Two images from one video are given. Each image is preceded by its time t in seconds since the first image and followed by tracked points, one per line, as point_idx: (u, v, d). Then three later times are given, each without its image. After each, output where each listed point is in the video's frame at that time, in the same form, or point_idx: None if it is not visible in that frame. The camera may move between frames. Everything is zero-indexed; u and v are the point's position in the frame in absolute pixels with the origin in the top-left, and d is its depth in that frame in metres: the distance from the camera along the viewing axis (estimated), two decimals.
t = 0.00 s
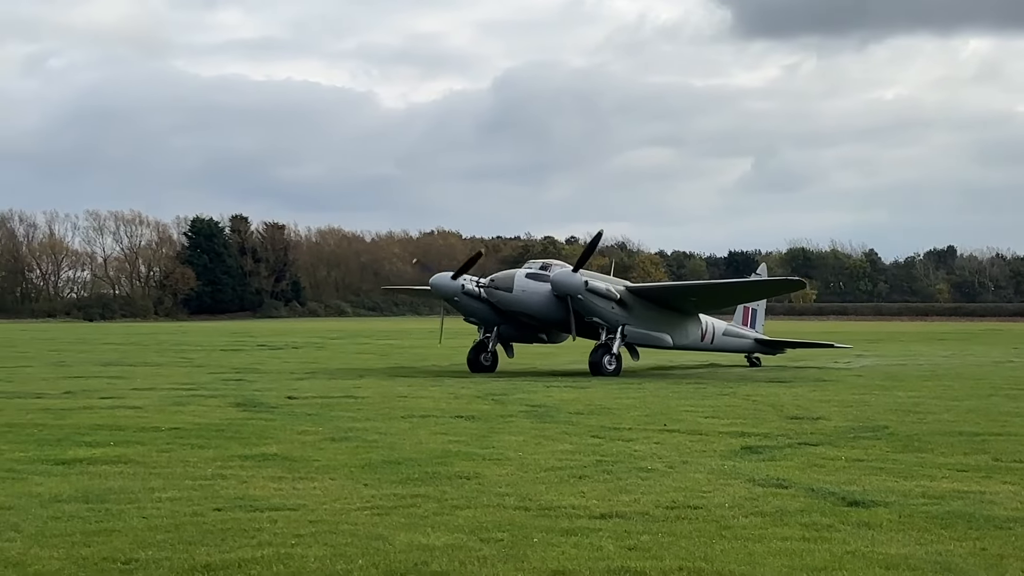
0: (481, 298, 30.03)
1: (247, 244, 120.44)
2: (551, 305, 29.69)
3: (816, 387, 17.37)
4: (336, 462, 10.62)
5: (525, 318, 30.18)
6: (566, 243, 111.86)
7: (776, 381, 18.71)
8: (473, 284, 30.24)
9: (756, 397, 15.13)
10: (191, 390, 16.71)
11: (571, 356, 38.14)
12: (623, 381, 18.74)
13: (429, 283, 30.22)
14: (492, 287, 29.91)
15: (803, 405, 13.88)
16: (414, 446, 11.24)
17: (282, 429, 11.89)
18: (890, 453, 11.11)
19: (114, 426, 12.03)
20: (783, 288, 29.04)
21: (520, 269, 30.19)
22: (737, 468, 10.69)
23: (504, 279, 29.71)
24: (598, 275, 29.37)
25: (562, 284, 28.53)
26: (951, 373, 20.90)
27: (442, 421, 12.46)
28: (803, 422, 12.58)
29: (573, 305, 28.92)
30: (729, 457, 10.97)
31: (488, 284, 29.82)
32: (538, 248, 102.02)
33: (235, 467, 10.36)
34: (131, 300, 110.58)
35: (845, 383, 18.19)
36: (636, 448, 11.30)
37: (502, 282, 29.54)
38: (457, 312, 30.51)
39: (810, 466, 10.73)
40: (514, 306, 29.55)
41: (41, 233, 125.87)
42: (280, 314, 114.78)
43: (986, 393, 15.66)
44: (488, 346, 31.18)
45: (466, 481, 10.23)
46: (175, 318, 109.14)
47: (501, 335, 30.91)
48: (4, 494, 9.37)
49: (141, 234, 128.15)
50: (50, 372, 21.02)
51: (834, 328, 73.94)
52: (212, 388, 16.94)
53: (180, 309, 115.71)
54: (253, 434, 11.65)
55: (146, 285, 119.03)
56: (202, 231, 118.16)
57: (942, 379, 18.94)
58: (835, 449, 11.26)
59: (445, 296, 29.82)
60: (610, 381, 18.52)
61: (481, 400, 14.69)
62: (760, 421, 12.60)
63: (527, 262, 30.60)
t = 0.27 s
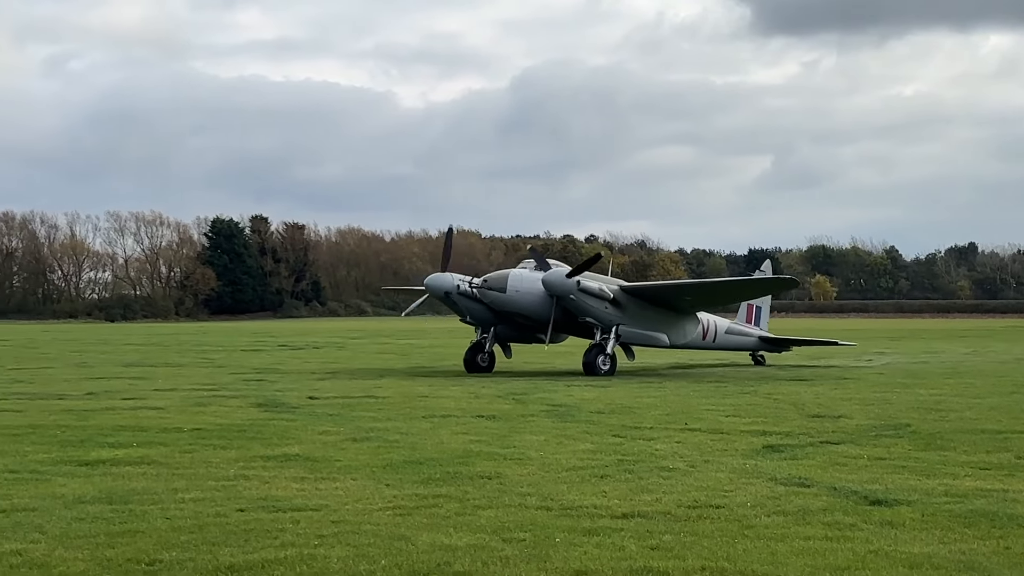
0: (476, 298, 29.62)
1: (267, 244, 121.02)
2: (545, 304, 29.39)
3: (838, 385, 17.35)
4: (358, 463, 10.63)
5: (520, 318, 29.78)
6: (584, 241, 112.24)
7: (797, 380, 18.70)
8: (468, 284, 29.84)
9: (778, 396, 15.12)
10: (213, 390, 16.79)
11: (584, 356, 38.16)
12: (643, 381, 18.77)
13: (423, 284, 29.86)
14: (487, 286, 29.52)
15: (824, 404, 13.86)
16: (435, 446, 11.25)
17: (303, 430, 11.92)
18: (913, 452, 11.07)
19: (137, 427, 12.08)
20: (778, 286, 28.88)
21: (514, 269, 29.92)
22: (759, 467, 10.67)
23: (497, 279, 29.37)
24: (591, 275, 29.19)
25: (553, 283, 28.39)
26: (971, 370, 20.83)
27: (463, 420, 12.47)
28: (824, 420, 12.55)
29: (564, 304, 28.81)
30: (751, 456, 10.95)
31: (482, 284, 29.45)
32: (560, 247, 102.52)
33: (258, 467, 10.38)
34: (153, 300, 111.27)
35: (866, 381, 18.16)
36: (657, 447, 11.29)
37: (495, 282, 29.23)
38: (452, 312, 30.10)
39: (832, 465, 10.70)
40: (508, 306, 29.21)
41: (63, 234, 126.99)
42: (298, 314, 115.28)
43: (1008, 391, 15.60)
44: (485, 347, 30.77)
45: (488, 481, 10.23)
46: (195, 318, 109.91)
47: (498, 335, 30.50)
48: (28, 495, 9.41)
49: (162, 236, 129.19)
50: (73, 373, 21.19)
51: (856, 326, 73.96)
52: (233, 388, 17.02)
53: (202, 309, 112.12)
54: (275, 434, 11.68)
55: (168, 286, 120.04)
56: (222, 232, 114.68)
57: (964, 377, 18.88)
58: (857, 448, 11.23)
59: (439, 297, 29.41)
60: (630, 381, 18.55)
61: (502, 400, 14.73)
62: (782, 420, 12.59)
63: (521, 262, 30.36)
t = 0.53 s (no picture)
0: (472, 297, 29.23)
1: (289, 244, 121.48)
2: (539, 302, 29.04)
3: (861, 383, 17.31)
4: (381, 463, 10.64)
5: (517, 316, 29.38)
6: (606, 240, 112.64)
7: (820, 378, 18.67)
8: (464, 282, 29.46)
9: (801, 394, 15.08)
10: (236, 391, 16.84)
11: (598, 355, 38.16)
12: (666, 380, 18.77)
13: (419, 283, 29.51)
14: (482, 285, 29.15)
15: (847, 403, 13.81)
16: (458, 446, 11.24)
17: (327, 430, 11.92)
18: (937, 450, 11.02)
19: (161, 428, 12.12)
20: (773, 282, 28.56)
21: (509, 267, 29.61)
22: (783, 466, 10.64)
23: (491, 277, 29.04)
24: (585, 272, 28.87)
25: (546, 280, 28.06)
26: (995, 368, 20.74)
27: (486, 420, 12.47)
28: (848, 418, 12.51)
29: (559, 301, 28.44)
30: (775, 455, 10.91)
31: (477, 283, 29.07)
32: (581, 245, 102.89)
33: (282, 468, 10.39)
34: (177, 299, 111.88)
35: (890, 379, 18.10)
36: (681, 446, 11.26)
37: (490, 280, 28.87)
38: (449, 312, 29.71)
39: (857, 464, 10.66)
40: (502, 304, 28.84)
41: (86, 235, 127.78)
42: (321, 314, 115.47)
43: None
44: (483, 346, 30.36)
45: (512, 481, 10.22)
46: (218, 318, 110.54)
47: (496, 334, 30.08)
48: (54, 497, 9.46)
49: (185, 236, 129.98)
50: (97, 374, 21.34)
51: (883, 323, 73.92)
52: (257, 389, 17.09)
53: (224, 309, 113.92)
54: (299, 434, 11.70)
55: (189, 286, 120.58)
56: (244, 232, 116.14)
57: (989, 374, 18.81)
58: (880, 446, 11.18)
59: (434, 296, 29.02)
60: (653, 381, 18.55)
61: (525, 399, 14.73)
62: (805, 418, 12.56)
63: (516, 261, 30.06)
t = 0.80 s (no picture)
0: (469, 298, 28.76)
1: (311, 244, 121.79)
2: (533, 302, 28.66)
3: (886, 380, 17.25)
4: (406, 462, 10.64)
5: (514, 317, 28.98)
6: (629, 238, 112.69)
7: (845, 377, 18.61)
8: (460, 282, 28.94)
9: (826, 393, 15.05)
10: (260, 391, 16.86)
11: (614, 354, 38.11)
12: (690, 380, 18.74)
13: (416, 285, 29.04)
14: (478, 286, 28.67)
15: (872, 401, 13.77)
16: (482, 446, 11.24)
17: (351, 430, 11.93)
18: (963, 448, 10.97)
19: (186, 428, 12.14)
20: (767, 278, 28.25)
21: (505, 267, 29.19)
22: (808, 465, 10.60)
23: (486, 277, 28.66)
24: (578, 272, 28.52)
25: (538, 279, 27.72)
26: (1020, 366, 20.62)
27: (509, 419, 12.47)
28: (873, 416, 12.47)
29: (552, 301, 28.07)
30: (800, 454, 10.88)
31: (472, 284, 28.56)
32: (604, 244, 102.76)
33: (306, 468, 10.40)
34: (200, 299, 112.39)
35: (915, 377, 18.03)
36: (705, 445, 11.24)
37: (484, 281, 28.44)
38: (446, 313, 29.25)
39: (882, 462, 10.63)
40: (498, 305, 28.44)
41: (109, 236, 128.13)
42: (344, 314, 115.69)
43: None
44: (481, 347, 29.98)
45: (536, 481, 10.20)
46: (242, 319, 110.76)
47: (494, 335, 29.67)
48: (80, 498, 9.49)
49: (208, 237, 130.31)
50: (121, 374, 21.43)
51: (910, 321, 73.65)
52: (281, 388, 17.13)
53: (247, 309, 113.30)
54: (323, 434, 11.71)
55: (213, 286, 120.57)
56: (267, 232, 115.59)
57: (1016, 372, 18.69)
58: (906, 445, 11.14)
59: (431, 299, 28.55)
60: (677, 380, 18.53)
61: (548, 399, 14.73)
62: (830, 416, 12.51)
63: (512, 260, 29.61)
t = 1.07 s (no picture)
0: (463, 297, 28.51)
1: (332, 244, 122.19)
2: (524, 301, 28.27)
3: (911, 379, 17.15)
4: (428, 463, 10.60)
5: (508, 316, 28.61)
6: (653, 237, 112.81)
7: (869, 376, 18.51)
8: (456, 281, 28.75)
9: (850, 393, 14.97)
10: (282, 392, 16.87)
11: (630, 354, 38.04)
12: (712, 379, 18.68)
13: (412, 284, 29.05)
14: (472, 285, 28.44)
15: (896, 400, 13.68)
16: (505, 446, 11.20)
17: (373, 431, 11.90)
18: (990, 448, 10.88)
19: (208, 429, 12.14)
20: (759, 275, 27.84)
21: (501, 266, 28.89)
22: (833, 464, 10.54)
23: (479, 276, 28.39)
24: (569, 270, 28.11)
25: (526, 278, 27.36)
26: None
27: (532, 420, 12.43)
28: (897, 416, 12.38)
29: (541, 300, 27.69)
30: (824, 453, 10.81)
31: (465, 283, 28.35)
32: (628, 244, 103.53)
33: (329, 469, 10.37)
34: (222, 300, 112.94)
35: (940, 376, 17.93)
36: (729, 445, 11.18)
37: (476, 280, 28.20)
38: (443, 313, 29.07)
39: (907, 462, 10.55)
40: (490, 303, 28.13)
41: (130, 237, 128.64)
42: (366, 313, 115.91)
43: None
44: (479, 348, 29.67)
45: (559, 481, 10.16)
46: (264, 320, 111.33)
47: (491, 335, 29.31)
48: (104, 499, 9.50)
49: (229, 237, 130.84)
50: (143, 375, 21.52)
51: (936, 318, 73.41)
52: (303, 389, 17.14)
53: (270, 309, 115.54)
54: (346, 434, 11.69)
55: (235, 287, 121.07)
56: (289, 232, 116.69)
57: None
58: (931, 444, 11.06)
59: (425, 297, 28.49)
60: (699, 380, 18.48)
61: (571, 399, 14.68)
62: (855, 416, 12.43)
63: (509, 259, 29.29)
